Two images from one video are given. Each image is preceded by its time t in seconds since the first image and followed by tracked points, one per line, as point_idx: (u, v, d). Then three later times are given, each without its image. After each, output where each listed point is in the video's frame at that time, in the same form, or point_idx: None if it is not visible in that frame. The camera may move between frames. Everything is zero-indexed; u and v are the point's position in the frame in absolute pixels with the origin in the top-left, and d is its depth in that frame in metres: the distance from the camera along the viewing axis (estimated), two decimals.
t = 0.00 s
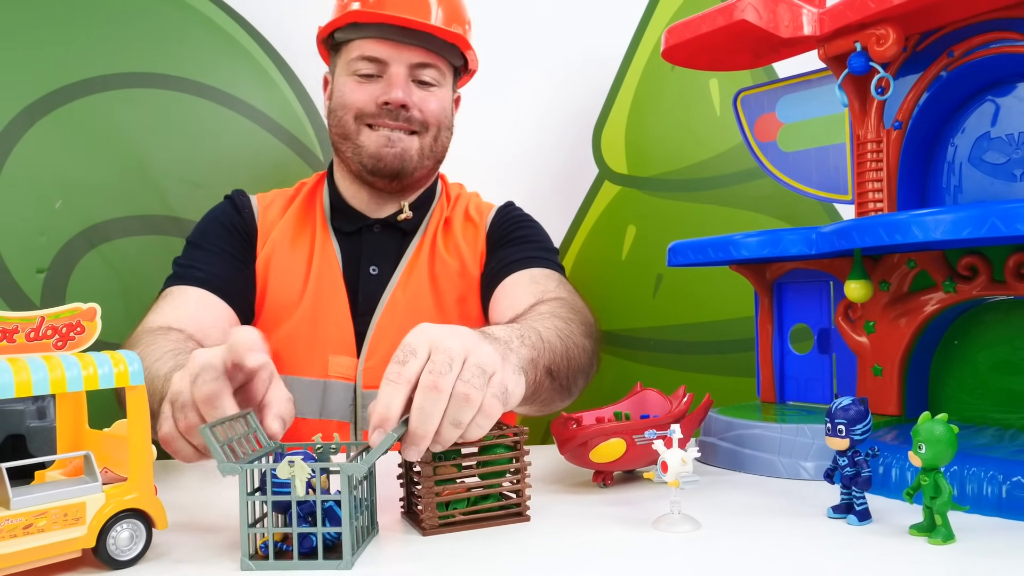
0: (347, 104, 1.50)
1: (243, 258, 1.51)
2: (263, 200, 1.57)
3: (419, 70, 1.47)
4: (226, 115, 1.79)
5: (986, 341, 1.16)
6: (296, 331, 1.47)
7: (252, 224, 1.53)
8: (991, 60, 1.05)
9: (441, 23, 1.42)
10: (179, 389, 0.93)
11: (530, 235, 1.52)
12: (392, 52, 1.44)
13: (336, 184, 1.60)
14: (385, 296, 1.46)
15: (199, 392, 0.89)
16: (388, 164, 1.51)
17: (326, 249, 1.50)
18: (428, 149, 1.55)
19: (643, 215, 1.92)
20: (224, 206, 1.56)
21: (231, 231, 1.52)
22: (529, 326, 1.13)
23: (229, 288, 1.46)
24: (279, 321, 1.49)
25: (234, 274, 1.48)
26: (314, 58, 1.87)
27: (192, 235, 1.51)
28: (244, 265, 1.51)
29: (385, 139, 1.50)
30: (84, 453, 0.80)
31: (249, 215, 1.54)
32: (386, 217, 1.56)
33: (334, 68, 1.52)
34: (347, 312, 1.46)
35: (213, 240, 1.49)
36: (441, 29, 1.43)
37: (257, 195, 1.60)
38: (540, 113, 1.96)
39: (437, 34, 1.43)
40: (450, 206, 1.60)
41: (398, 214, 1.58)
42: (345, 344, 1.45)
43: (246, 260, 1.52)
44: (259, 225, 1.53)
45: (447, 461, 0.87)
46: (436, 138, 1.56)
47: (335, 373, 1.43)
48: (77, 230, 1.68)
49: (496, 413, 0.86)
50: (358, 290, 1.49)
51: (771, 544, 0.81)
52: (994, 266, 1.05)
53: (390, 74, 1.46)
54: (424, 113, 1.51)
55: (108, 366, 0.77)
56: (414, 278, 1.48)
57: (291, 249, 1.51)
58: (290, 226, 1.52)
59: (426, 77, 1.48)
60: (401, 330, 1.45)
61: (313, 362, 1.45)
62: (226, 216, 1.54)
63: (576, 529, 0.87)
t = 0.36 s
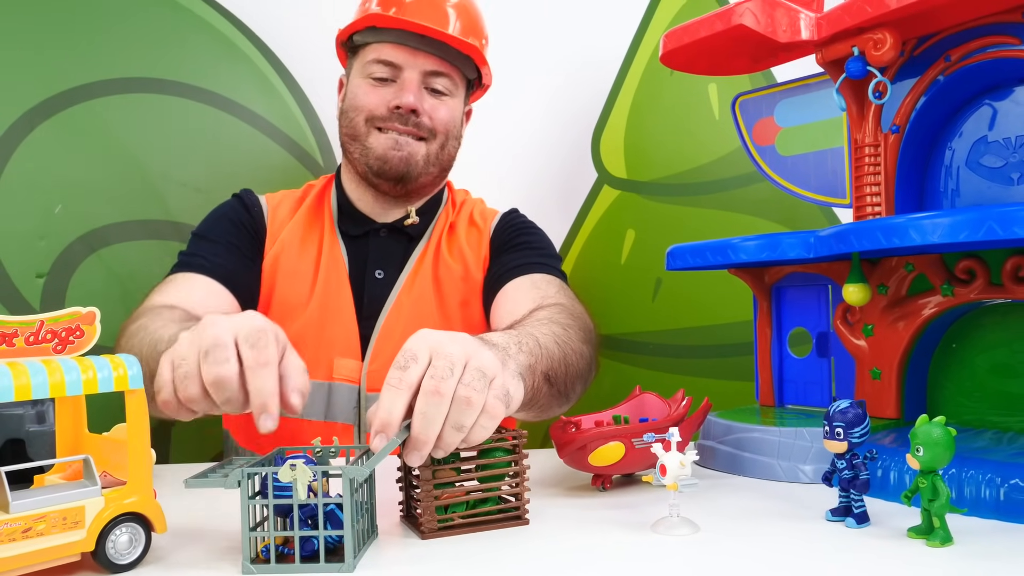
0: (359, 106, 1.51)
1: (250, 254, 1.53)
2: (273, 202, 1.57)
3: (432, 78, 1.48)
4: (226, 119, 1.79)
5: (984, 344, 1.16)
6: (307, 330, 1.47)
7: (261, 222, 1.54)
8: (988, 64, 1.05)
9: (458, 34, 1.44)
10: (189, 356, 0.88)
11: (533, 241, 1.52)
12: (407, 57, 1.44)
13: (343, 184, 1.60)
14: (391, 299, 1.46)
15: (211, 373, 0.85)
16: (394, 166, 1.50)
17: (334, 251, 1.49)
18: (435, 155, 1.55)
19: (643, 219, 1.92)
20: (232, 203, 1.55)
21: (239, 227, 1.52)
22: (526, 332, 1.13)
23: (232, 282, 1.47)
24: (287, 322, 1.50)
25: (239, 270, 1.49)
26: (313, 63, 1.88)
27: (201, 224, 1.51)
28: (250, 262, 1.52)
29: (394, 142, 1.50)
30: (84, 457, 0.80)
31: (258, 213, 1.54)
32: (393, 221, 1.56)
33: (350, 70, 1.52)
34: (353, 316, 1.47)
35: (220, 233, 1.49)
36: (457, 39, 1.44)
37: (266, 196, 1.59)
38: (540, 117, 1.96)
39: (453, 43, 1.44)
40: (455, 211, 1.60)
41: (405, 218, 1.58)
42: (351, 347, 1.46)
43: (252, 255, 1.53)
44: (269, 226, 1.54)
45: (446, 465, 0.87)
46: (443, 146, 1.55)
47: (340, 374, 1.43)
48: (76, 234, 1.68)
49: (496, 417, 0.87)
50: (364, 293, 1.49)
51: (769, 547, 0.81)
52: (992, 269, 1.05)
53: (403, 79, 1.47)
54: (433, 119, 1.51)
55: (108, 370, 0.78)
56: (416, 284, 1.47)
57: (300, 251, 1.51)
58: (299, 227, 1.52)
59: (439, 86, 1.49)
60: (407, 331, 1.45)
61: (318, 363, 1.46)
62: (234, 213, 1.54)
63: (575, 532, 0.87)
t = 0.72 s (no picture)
0: (366, 103, 1.50)
1: (265, 239, 1.50)
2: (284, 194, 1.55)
3: (440, 78, 1.48)
4: (224, 119, 1.79)
5: (982, 343, 1.16)
6: (312, 330, 1.48)
7: (274, 210, 1.52)
8: (986, 63, 1.05)
9: (468, 34, 1.44)
10: (194, 383, 0.81)
11: (535, 243, 1.52)
12: (417, 56, 1.45)
13: (347, 183, 1.59)
14: (392, 301, 1.47)
15: (224, 419, 0.78)
16: (400, 163, 1.50)
17: (341, 247, 1.50)
18: (441, 156, 1.54)
19: (642, 219, 1.92)
20: (246, 190, 1.52)
21: (255, 211, 1.49)
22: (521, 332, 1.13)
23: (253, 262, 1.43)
24: (298, 314, 1.48)
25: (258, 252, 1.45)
26: (312, 63, 1.88)
27: (215, 205, 1.46)
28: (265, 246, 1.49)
29: (401, 140, 1.49)
30: (81, 457, 0.80)
31: (271, 202, 1.52)
32: (397, 220, 1.56)
33: (358, 68, 1.52)
34: (358, 314, 1.46)
35: (234, 214, 1.45)
36: (467, 39, 1.44)
37: (276, 189, 1.58)
38: (539, 117, 1.96)
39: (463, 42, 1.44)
40: (458, 211, 1.61)
41: (409, 217, 1.58)
42: (355, 345, 1.45)
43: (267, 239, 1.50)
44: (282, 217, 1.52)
45: (444, 465, 0.87)
46: (449, 146, 1.55)
47: (344, 373, 1.43)
48: (75, 234, 1.68)
49: (493, 417, 0.86)
50: (367, 290, 1.49)
51: (767, 547, 0.81)
52: (990, 268, 1.05)
53: (412, 77, 1.46)
54: (440, 119, 1.50)
55: (106, 370, 0.78)
56: (419, 283, 1.48)
57: (312, 243, 1.50)
58: (311, 220, 1.52)
59: (446, 86, 1.49)
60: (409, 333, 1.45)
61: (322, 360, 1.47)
62: (248, 199, 1.51)
63: (572, 532, 0.87)
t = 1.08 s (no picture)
0: (369, 104, 1.50)
1: (271, 239, 1.50)
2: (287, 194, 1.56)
3: (443, 80, 1.48)
4: (224, 120, 1.79)
5: (982, 342, 1.16)
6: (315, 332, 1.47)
7: (279, 210, 1.51)
8: (985, 63, 1.06)
9: (473, 36, 1.44)
10: (202, 392, 0.80)
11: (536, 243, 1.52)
12: (422, 57, 1.45)
13: (349, 183, 1.59)
14: (394, 301, 1.47)
15: (227, 435, 0.78)
16: (402, 165, 1.49)
17: (344, 248, 1.51)
18: (443, 158, 1.54)
19: (641, 219, 1.92)
20: (251, 190, 1.51)
21: (260, 212, 1.48)
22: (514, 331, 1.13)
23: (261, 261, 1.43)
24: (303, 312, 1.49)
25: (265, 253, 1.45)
26: (311, 64, 1.88)
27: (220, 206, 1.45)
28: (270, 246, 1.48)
29: (404, 140, 1.49)
30: (81, 458, 0.80)
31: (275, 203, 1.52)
32: (399, 220, 1.57)
33: (362, 68, 1.52)
34: (360, 312, 1.46)
35: (239, 213, 1.44)
36: (471, 41, 1.44)
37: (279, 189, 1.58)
38: (539, 117, 1.97)
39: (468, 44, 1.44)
40: (460, 211, 1.62)
41: (412, 217, 1.58)
42: (359, 345, 1.44)
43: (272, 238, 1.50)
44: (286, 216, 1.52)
45: (442, 464, 0.87)
46: (451, 148, 1.55)
47: (346, 373, 1.39)
48: (74, 235, 1.68)
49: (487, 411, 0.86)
50: (369, 290, 1.49)
51: (767, 547, 0.81)
52: (989, 268, 1.05)
53: (416, 78, 1.46)
54: (443, 120, 1.50)
55: (105, 372, 0.78)
56: (422, 283, 1.48)
57: (316, 243, 1.51)
58: (315, 220, 1.53)
59: (451, 88, 1.49)
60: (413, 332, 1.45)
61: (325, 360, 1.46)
62: (253, 200, 1.50)
63: (572, 533, 0.87)
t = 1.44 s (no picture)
0: (370, 102, 1.50)
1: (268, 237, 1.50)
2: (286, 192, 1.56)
3: (444, 78, 1.48)
4: (225, 119, 1.79)
5: (984, 339, 1.16)
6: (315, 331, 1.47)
7: (277, 208, 1.52)
8: (987, 59, 1.05)
9: (474, 36, 1.44)
10: (199, 366, 0.83)
11: (536, 241, 1.52)
12: (423, 56, 1.45)
13: (351, 181, 1.60)
14: (394, 299, 1.47)
15: (223, 397, 0.81)
16: (402, 163, 1.49)
17: (343, 246, 1.50)
18: (443, 156, 1.54)
19: (642, 217, 1.92)
20: (249, 188, 1.52)
21: (257, 210, 1.48)
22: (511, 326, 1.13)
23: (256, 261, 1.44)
24: (303, 309, 1.49)
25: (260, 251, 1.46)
26: (311, 62, 1.87)
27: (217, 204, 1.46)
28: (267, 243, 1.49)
29: (404, 139, 1.49)
30: (84, 455, 0.80)
31: (274, 200, 1.52)
32: (400, 217, 1.57)
33: (364, 66, 1.52)
34: (360, 310, 1.45)
35: (237, 211, 1.45)
36: (473, 40, 1.44)
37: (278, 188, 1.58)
38: (539, 115, 1.96)
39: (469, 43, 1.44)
40: (460, 209, 1.61)
41: (412, 215, 1.58)
42: (359, 342, 1.44)
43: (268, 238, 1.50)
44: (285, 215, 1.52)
45: (444, 461, 0.87)
46: (451, 147, 1.55)
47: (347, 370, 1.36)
48: (76, 235, 1.68)
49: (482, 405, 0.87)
50: (370, 287, 1.49)
51: (770, 544, 0.81)
52: (992, 264, 1.05)
53: (416, 77, 1.46)
54: (443, 119, 1.51)
55: (107, 369, 0.78)
56: (422, 281, 1.47)
57: (313, 241, 1.50)
58: (314, 216, 1.52)
59: (451, 87, 1.49)
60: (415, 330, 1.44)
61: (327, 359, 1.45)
62: (251, 198, 1.50)
63: (575, 530, 0.87)
